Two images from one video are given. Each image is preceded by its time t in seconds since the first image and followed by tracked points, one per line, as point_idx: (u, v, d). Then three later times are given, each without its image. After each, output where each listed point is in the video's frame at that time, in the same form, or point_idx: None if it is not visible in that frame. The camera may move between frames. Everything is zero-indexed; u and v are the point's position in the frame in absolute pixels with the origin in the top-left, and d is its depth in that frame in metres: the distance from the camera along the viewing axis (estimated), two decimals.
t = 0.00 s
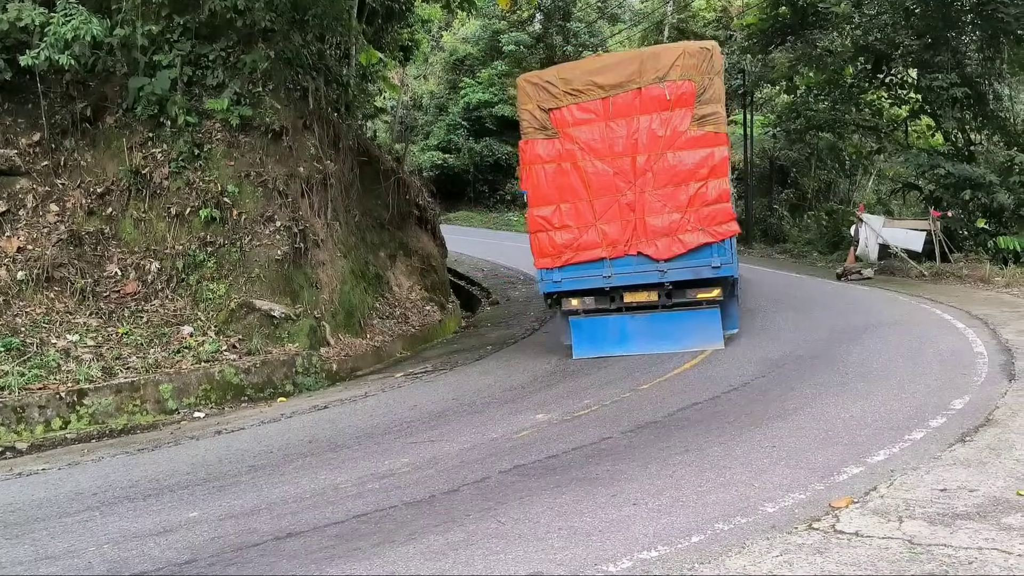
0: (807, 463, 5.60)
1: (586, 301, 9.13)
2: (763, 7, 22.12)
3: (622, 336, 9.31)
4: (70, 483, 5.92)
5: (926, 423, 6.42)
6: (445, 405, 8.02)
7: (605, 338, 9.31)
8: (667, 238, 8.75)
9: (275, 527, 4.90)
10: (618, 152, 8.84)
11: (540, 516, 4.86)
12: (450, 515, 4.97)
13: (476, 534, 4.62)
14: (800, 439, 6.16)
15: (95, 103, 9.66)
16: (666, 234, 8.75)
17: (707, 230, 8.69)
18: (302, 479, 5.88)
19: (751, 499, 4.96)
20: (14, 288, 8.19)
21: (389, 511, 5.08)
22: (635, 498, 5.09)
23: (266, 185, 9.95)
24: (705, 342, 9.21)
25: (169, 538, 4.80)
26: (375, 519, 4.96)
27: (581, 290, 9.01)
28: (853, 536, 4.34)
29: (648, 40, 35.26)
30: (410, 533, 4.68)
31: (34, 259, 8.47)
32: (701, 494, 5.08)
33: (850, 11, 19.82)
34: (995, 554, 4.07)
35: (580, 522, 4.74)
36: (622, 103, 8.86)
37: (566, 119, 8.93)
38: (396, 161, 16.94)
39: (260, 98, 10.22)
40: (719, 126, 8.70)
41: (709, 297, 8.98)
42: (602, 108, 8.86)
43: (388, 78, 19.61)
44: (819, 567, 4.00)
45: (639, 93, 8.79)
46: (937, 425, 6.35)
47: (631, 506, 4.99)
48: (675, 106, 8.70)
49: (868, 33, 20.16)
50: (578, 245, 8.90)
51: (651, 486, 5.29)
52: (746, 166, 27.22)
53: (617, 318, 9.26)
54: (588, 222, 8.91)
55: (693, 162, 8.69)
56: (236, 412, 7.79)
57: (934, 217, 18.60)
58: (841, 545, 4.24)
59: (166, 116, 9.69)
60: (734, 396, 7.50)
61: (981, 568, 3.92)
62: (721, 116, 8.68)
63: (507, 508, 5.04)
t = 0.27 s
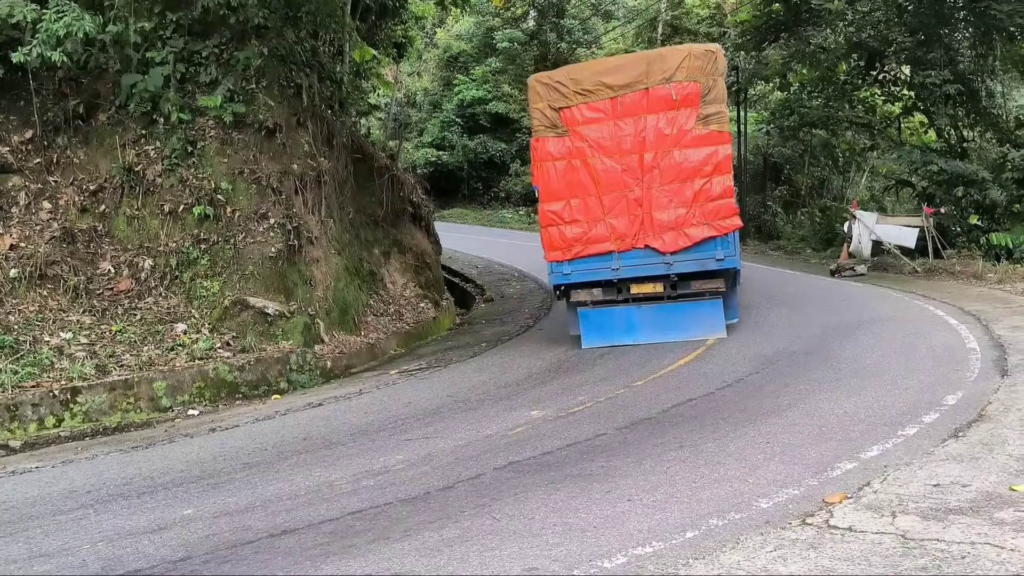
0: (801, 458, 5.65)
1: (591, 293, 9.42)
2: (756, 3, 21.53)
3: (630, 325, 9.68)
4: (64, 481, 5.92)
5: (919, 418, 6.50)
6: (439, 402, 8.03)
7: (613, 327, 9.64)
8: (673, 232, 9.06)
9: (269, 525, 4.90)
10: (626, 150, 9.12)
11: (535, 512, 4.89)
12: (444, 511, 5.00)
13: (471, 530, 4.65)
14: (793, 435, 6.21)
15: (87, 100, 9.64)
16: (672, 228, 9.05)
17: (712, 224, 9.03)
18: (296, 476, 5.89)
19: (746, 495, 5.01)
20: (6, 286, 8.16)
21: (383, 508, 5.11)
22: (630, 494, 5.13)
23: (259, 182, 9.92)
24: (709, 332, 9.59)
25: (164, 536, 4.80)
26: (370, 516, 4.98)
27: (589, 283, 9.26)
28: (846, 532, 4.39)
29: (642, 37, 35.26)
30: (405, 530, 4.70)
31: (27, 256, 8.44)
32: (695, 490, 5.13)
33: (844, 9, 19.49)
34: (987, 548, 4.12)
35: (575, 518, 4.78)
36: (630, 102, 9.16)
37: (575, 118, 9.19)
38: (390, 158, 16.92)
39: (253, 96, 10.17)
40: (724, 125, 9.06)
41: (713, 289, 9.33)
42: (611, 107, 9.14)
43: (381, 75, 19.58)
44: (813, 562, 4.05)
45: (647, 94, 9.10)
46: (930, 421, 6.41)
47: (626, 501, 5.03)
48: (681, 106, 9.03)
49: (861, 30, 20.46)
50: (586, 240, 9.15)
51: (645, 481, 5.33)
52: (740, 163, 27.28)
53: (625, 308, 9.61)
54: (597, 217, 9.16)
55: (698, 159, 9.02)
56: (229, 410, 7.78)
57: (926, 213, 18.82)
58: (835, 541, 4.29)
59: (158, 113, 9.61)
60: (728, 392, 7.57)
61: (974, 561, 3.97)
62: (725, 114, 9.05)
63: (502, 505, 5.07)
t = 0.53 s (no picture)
0: (794, 457, 5.74)
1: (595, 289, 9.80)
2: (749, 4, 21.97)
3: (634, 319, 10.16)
4: (57, 482, 5.92)
5: (911, 417, 6.63)
6: (433, 402, 8.08)
7: (617, 322, 10.10)
8: (676, 230, 9.51)
9: (264, 526, 4.92)
10: (631, 151, 9.60)
11: (530, 511, 4.96)
12: (439, 511, 5.05)
13: (466, 530, 4.70)
14: (785, 434, 6.31)
15: (79, 99, 9.61)
16: (675, 226, 9.51)
17: (714, 223, 9.48)
18: (289, 476, 5.92)
19: (739, 493, 5.10)
20: None
21: (378, 508, 5.15)
22: (623, 494, 5.20)
23: (253, 182, 10.01)
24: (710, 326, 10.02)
25: (158, 536, 4.82)
26: (365, 515, 5.02)
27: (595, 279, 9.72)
28: (839, 530, 4.46)
29: (635, 37, 35.32)
30: (399, 530, 4.74)
31: (20, 256, 8.35)
32: (688, 490, 5.20)
33: (836, 8, 20.11)
34: (978, 547, 4.19)
35: (569, 517, 4.84)
36: (635, 106, 9.67)
37: (582, 121, 9.69)
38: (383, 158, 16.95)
39: (246, 95, 10.22)
40: (724, 127, 9.55)
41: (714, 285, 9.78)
42: (616, 110, 9.65)
43: (374, 74, 19.62)
44: (807, 560, 4.12)
45: (651, 98, 9.60)
46: (922, 420, 6.54)
47: (619, 501, 5.10)
48: (684, 109, 9.52)
49: (854, 30, 20.68)
50: (592, 237, 9.61)
51: (638, 481, 5.41)
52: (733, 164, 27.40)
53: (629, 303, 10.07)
54: (603, 215, 9.63)
55: (700, 160, 9.50)
56: (223, 410, 7.79)
57: (919, 213, 18.80)
58: (829, 540, 4.34)
59: (151, 113, 9.71)
60: (720, 391, 7.72)
61: (965, 559, 4.04)
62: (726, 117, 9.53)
63: (497, 504, 5.12)
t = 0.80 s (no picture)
0: (785, 458, 6.20)
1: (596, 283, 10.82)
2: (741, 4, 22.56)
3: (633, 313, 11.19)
4: (47, 482, 6.25)
5: (901, 417, 7.18)
6: (423, 402, 8.62)
7: (619, 316, 11.13)
8: (675, 226, 10.57)
9: (254, 526, 5.27)
10: (632, 152, 10.63)
11: (521, 511, 5.33)
12: (430, 511, 5.42)
13: (455, 531, 5.03)
14: (775, 433, 6.87)
15: (68, 99, 10.38)
16: (674, 223, 10.56)
17: (710, 220, 10.54)
18: (280, 476, 6.32)
19: (728, 493, 5.50)
20: None
21: (369, 507, 5.52)
22: (613, 493, 5.59)
23: (243, 181, 10.62)
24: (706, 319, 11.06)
25: (146, 537, 5.12)
26: (355, 515, 5.38)
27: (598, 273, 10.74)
28: (828, 529, 4.82)
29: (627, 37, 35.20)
30: (389, 530, 5.07)
31: (10, 256, 8.91)
32: (678, 489, 5.61)
33: (827, 9, 20.31)
34: (965, 545, 4.52)
35: (559, 517, 5.20)
36: (635, 109, 10.69)
37: (586, 122, 10.68)
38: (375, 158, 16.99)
39: (237, 94, 10.95)
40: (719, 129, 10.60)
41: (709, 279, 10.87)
42: (618, 113, 10.65)
43: (365, 74, 19.68)
44: (794, 559, 4.44)
45: (651, 101, 10.61)
46: (911, 418, 7.13)
47: (611, 500, 5.48)
48: (681, 112, 10.55)
49: (845, 30, 20.59)
50: (596, 233, 10.64)
51: (629, 481, 5.83)
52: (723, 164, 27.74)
53: (628, 299, 11.08)
54: (605, 212, 10.65)
55: (697, 161, 10.55)
56: (213, 410, 8.23)
57: (909, 213, 18.77)
58: (813, 537, 4.73)
59: (141, 112, 10.37)
60: (711, 392, 8.34)
61: (953, 558, 4.36)
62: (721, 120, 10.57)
63: (487, 504, 5.50)
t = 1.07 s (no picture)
0: (775, 459, 6.27)
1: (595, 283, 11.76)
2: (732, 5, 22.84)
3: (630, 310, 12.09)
4: (36, 485, 6.25)
5: (890, 418, 7.33)
6: (415, 404, 8.73)
7: (617, 312, 12.00)
8: (672, 227, 11.35)
9: (244, 528, 5.29)
10: (631, 155, 11.39)
11: (511, 513, 5.35)
12: (420, 513, 5.43)
13: (446, 532, 5.07)
14: (767, 435, 6.95)
15: (57, 100, 10.66)
16: (672, 224, 11.34)
17: (705, 222, 11.34)
18: (270, 478, 6.35)
19: (719, 495, 5.54)
20: None
21: (360, 510, 5.54)
22: (604, 495, 5.63)
23: (234, 182, 10.77)
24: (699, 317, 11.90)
25: (136, 540, 5.13)
26: (346, 518, 5.40)
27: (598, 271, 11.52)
28: (817, 530, 4.86)
29: (619, 39, 35.16)
30: (380, 532, 5.09)
31: None
32: (669, 491, 5.65)
33: (817, 11, 20.61)
34: (954, 546, 4.57)
35: (549, 519, 5.23)
36: (634, 114, 11.44)
37: (587, 125, 11.42)
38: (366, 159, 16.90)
39: (228, 95, 11.08)
40: (714, 133, 11.38)
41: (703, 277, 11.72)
42: (618, 117, 11.39)
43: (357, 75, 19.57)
44: (785, 560, 4.48)
45: (649, 106, 11.36)
46: (900, 420, 7.24)
47: (601, 502, 5.53)
48: (679, 116, 11.31)
49: (835, 32, 20.54)
50: (596, 233, 11.41)
51: (621, 482, 5.87)
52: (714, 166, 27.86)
53: (626, 297, 11.97)
54: (605, 213, 11.41)
55: (693, 164, 11.32)
56: (204, 412, 8.29)
57: (898, 215, 19.02)
58: (805, 540, 4.74)
59: (131, 112, 10.52)
60: (701, 393, 8.55)
61: (941, 559, 4.41)
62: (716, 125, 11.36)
63: (477, 506, 5.53)
